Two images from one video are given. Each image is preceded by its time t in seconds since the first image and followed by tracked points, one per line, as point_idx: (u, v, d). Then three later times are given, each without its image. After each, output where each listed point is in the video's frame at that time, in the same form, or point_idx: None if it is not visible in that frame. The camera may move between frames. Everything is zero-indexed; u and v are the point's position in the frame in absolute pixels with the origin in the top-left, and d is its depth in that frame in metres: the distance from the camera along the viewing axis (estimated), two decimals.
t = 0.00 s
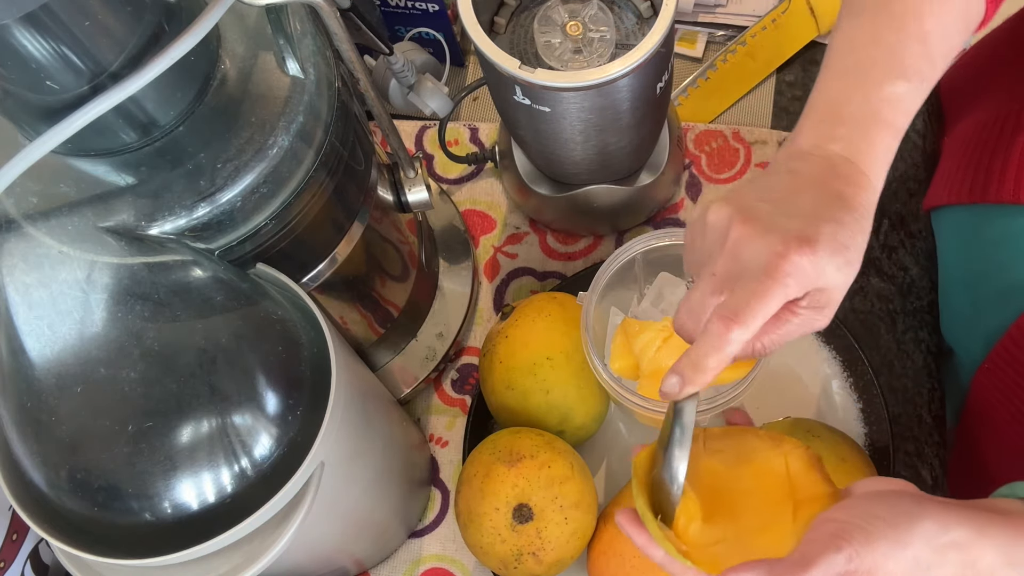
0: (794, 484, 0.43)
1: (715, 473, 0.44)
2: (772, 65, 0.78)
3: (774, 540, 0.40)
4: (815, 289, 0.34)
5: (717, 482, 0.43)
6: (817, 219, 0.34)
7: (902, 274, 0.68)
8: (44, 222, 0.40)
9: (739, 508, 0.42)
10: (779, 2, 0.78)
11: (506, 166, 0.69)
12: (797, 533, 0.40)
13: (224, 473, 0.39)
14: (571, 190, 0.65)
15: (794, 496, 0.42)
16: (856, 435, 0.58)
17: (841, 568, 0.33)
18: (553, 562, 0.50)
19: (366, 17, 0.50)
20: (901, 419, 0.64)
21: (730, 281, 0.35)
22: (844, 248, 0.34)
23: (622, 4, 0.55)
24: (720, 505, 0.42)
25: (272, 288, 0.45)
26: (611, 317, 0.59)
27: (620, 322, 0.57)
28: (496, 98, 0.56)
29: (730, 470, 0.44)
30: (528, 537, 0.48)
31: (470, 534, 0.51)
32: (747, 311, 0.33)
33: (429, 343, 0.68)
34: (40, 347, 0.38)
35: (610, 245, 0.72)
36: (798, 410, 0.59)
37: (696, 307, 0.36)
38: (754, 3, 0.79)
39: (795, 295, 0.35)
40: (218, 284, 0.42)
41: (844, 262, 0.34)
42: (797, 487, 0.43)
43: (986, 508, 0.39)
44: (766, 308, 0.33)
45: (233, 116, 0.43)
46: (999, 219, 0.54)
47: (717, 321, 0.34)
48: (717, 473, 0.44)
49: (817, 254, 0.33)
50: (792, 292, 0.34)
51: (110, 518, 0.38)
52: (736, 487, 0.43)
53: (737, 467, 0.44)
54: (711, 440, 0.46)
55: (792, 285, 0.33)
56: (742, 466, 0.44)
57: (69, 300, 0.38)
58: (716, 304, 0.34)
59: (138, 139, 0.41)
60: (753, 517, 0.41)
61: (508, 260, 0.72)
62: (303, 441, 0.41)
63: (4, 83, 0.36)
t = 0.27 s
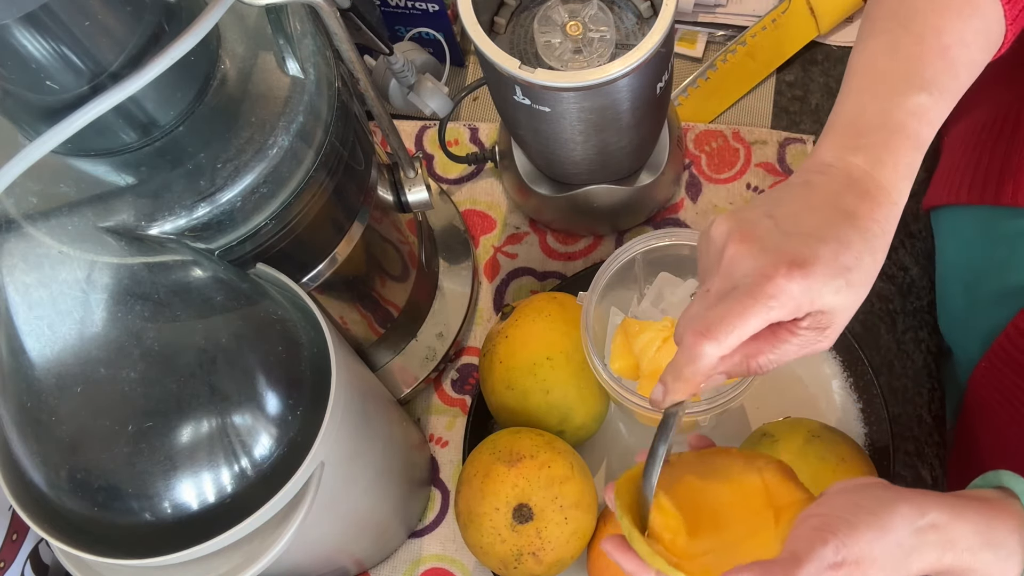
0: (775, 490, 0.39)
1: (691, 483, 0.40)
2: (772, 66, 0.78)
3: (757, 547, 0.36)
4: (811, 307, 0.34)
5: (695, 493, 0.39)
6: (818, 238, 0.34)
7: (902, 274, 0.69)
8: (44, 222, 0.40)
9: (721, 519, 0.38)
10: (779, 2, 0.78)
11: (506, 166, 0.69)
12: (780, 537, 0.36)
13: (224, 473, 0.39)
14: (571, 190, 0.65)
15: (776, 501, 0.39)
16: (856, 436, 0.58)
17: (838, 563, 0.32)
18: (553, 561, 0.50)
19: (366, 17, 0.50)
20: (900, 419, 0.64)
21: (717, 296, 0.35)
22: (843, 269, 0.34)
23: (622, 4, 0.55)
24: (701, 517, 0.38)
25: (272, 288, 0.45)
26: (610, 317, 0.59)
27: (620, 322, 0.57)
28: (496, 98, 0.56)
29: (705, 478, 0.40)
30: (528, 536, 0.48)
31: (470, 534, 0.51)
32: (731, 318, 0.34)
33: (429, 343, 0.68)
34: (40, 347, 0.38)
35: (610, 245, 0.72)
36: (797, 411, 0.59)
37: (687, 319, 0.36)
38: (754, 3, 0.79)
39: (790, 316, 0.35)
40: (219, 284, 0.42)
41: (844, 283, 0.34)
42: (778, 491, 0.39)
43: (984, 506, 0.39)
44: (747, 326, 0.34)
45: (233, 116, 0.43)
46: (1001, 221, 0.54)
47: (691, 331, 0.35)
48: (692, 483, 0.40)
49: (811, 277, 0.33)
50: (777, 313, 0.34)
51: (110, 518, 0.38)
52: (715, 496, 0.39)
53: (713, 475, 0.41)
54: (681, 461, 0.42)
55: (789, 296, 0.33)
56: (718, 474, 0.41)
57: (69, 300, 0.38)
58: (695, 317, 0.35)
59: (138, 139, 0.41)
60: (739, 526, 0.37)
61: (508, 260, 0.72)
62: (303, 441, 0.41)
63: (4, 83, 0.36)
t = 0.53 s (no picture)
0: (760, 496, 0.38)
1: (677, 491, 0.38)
2: (772, 66, 0.78)
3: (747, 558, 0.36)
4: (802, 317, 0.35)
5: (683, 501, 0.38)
6: (807, 251, 0.34)
7: (902, 274, 0.69)
8: (44, 222, 0.40)
9: (710, 528, 0.37)
10: (779, 1, 0.78)
11: (506, 166, 0.69)
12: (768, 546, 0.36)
13: (224, 473, 0.39)
14: (571, 190, 0.65)
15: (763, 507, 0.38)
16: (856, 435, 0.58)
17: (827, 570, 0.32)
18: (553, 561, 0.50)
19: (366, 17, 0.50)
20: (900, 418, 0.65)
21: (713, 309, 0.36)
22: (834, 282, 0.34)
23: (622, 4, 0.55)
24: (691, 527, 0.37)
25: (272, 288, 0.45)
26: (610, 317, 0.59)
27: (620, 322, 0.57)
28: (496, 98, 0.56)
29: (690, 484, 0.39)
30: (528, 536, 0.48)
31: (470, 534, 0.51)
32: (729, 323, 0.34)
33: (429, 343, 0.68)
34: (40, 347, 0.38)
35: (610, 245, 0.72)
36: (797, 411, 0.59)
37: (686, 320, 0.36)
38: (754, 3, 0.79)
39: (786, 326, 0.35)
40: (218, 284, 0.42)
41: (836, 295, 0.34)
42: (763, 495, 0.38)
43: (984, 503, 0.39)
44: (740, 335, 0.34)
45: (234, 116, 0.43)
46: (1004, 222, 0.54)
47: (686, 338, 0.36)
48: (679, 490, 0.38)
49: (800, 292, 0.34)
50: (764, 327, 0.34)
51: (110, 518, 0.38)
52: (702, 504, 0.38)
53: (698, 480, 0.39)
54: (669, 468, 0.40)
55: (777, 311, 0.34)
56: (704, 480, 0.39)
57: (69, 300, 0.38)
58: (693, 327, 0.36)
59: (138, 139, 0.40)
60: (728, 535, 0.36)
61: (508, 260, 0.72)
62: (303, 441, 0.41)
63: (4, 83, 0.36)
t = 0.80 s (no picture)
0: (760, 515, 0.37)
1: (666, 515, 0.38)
2: (772, 66, 0.78)
3: None
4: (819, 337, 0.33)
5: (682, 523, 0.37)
6: (814, 257, 0.34)
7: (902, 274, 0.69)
8: (44, 222, 0.40)
9: (712, 549, 0.36)
10: (779, 1, 0.78)
11: (506, 166, 0.69)
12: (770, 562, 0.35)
13: (224, 473, 0.39)
14: (571, 190, 0.65)
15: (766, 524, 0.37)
16: (856, 436, 0.58)
17: None
18: (553, 561, 0.50)
19: (366, 17, 0.50)
20: (899, 418, 0.65)
21: (732, 334, 0.35)
22: (857, 313, 0.33)
23: (622, 4, 0.55)
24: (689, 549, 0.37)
25: (272, 289, 0.45)
26: (610, 318, 0.59)
27: (620, 322, 0.57)
28: (496, 98, 0.56)
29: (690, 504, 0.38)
30: (528, 536, 0.48)
31: (470, 534, 0.51)
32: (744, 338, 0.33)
33: (429, 343, 0.68)
34: (40, 347, 0.38)
35: (610, 245, 0.72)
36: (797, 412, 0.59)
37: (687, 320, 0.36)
38: (754, 3, 0.79)
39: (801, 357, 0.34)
40: (218, 284, 0.42)
41: (857, 326, 0.33)
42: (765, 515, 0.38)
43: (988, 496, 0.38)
44: (761, 361, 0.33)
45: (234, 116, 0.43)
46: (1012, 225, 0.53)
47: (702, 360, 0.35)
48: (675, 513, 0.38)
49: (819, 320, 0.32)
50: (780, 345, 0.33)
51: (110, 518, 0.38)
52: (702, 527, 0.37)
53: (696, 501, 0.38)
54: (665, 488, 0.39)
55: (798, 337, 0.33)
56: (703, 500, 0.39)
57: (69, 300, 0.38)
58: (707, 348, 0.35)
59: (138, 139, 0.40)
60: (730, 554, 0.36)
61: (508, 260, 0.72)
62: (303, 441, 0.41)
63: (4, 83, 0.36)
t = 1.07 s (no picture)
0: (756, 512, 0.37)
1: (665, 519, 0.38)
2: (772, 66, 0.78)
3: None
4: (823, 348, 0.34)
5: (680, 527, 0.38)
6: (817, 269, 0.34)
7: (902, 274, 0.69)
8: (44, 222, 0.40)
9: (713, 551, 0.36)
10: (779, 2, 0.78)
11: (506, 166, 0.69)
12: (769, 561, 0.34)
13: (224, 473, 0.39)
14: (571, 190, 0.65)
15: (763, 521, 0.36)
16: (856, 436, 0.58)
17: None
18: (553, 562, 0.50)
19: (366, 17, 0.50)
20: (898, 417, 0.65)
21: (741, 348, 0.35)
22: (862, 325, 0.33)
23: (622, 4, 0.55)
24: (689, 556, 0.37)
25: (272, 288, 0.45)
26: (610, 317, 0.59)
27: (620, 322, 0.57)
28: (496, 98, 0.56)
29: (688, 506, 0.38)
30: (528, 536, 0.48)
31: (470, 534, 0.51)
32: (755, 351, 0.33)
33: (429, 343, 0.68)
34: (40, 347, 0.38)
35: (610, 245, 0.72)
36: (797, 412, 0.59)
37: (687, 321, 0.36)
38: (754, 3, 0.79)
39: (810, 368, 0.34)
40: (219, 284, 0.42)
41: (861, 339, 0.33)
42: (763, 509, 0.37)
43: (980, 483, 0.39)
44: (772, 374, 0.33)
45: (234, 116, 0.43)
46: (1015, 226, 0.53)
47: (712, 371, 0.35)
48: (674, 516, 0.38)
49: (827, 335, 0.33)
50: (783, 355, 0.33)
51: (110, 518, 0.38)
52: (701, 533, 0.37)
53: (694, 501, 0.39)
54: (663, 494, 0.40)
55: (805, 351, 0.33)
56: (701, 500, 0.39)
57: (69, 300, 0.38)
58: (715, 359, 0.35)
59: (138, 139, 0.40)
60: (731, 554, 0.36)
61: (508, 260, 0.72)
62: (303, 441, 0.41)
63: (4, 83, 0.36)
